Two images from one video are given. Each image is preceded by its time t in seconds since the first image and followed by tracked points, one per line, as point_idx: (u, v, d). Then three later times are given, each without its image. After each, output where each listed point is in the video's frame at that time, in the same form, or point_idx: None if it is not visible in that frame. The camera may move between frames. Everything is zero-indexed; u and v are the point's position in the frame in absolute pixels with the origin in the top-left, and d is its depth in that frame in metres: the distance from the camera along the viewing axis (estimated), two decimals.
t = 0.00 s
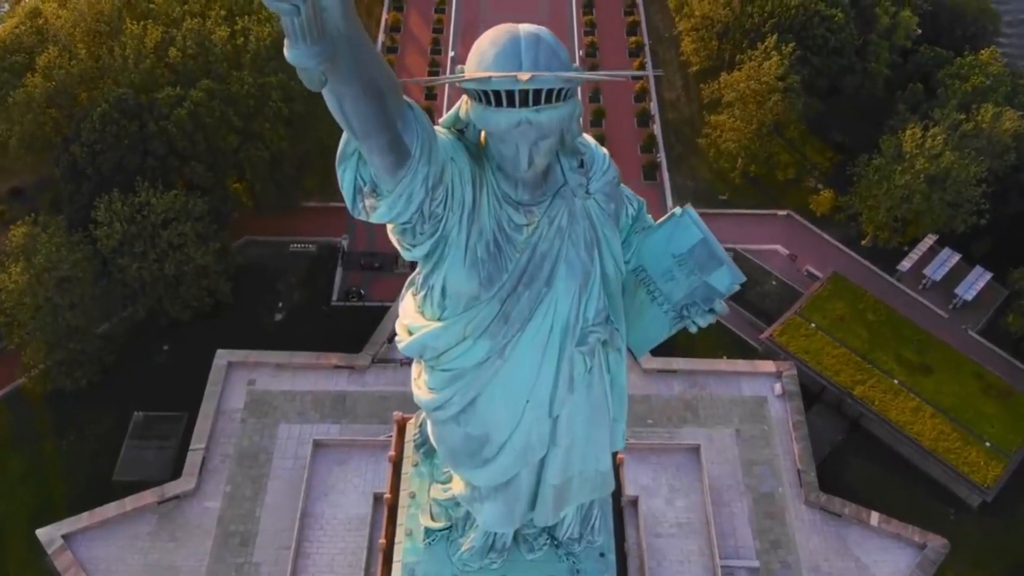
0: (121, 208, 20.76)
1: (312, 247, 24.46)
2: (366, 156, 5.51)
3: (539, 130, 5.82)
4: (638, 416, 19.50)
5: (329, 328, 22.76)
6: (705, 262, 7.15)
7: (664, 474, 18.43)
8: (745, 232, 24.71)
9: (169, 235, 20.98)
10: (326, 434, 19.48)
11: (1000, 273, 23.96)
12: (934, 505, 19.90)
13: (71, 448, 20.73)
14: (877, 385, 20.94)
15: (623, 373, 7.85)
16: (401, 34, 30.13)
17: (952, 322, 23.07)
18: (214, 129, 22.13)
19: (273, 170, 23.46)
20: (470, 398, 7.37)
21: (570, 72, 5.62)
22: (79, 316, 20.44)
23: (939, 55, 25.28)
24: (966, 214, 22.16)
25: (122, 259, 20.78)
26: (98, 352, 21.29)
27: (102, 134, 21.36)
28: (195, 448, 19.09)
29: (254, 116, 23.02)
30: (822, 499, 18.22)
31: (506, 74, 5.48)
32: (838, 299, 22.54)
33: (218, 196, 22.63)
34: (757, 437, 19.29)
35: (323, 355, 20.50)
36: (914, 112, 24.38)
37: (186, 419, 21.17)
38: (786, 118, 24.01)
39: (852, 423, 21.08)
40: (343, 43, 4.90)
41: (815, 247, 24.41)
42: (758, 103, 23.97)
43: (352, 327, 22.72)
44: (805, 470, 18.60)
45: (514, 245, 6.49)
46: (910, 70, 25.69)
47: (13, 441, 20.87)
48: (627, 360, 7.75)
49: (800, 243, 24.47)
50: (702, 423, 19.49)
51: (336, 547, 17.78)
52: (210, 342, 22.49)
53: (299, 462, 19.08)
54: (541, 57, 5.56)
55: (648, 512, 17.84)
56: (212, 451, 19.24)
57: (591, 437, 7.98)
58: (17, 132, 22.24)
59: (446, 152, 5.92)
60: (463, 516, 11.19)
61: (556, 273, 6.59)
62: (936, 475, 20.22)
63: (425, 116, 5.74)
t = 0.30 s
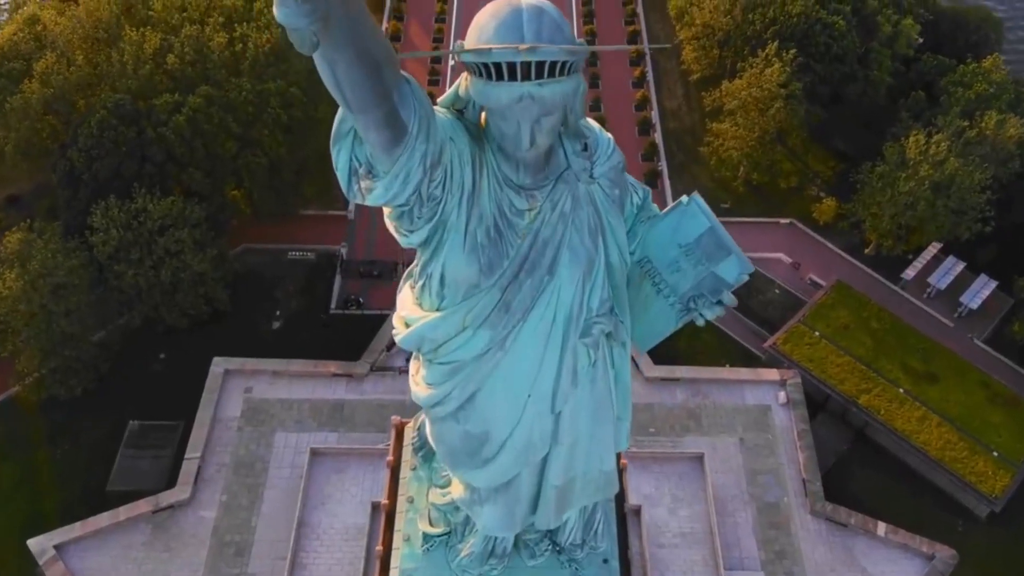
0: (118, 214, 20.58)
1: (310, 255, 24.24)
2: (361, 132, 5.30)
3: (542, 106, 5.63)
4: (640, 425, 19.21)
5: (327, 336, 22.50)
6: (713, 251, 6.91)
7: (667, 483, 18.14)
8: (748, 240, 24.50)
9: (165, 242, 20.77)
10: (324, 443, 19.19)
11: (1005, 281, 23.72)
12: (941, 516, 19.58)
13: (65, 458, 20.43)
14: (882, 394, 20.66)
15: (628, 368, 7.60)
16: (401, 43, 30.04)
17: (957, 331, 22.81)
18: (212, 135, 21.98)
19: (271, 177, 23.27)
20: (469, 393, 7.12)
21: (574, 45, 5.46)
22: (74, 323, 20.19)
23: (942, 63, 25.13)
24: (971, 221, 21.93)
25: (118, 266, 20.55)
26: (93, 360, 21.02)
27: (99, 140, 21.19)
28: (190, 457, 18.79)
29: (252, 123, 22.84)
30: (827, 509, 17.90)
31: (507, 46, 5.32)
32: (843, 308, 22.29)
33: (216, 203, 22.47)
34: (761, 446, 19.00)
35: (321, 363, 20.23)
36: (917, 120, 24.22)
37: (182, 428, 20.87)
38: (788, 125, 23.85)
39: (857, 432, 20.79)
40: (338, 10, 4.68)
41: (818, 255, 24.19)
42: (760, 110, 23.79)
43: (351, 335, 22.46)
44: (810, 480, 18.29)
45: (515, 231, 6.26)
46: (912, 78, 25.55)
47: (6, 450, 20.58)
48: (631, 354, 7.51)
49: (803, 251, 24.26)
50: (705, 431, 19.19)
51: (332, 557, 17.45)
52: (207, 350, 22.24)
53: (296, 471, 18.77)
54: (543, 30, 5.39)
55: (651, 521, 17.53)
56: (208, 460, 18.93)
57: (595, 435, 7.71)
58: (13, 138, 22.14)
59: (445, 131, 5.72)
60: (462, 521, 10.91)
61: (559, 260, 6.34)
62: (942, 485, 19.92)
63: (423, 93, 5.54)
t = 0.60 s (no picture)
0: (114, 220, 20.34)
1: (309, 264, 24.01)
2: (357, 106, 5.15)
3: (545, 78, 5.54)
4: (643, 435, 18.88)
5: (325, 345, 22.21)
6: (721, 240, 6.67)
7: (670, 493, 17.82)
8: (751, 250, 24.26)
9: (162, 249, 20.52)
10: (321, 452, 18.87)
11: (1011, 291, 23.46)
12: (948, 527, 19.23)
13: (58, 468, 20.10)
14: (888, 404, 20.33)
15: (633, 364, 7.35)
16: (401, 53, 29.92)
17: (963, 341, 22.53)
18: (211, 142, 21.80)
19: (270, 185, 23.08)
20: (469, 388, 6.87)
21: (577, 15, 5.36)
22: (68, 331, 19.91)
23: (945, 72, 24.98)
24: (976, 228, 21.68)
25: (114, 273, 20.30)
26: (88, 369, 20.74)
27: (97, 146, 21.01)
28: (185, 467, 18.46)
29: (251, 131, 22.67)
30: (834, 520, 17.56)
31: (509, 16, 5.23)
32: (847, 317, 22.02)
33: (214, 210, 22.28)
34: (766, 456, 18.67)
35: (319, 372, 19.94)
36: (921, 128, 24.05)
37: (177, 439, 20.55)
38: (791, 133, 23.69)
39: (863, 443, 20.48)
40: None
41: (821, 264, 23.94)
42: (763, 118, 23.55)
43: (349, 344, 22.17)
44: (816, 491, 17.96)
45: (517, 214, 6.10)
46: (914, 87, 25.43)
47: None
48: (636, 348, 7.26)
49: (807, 260, 24.02)
50: (709, 441, 18.86)
51: (329, 569, 17.09)
52: (203, 359, 21.96)
53: (292, 481, 18.44)
54: None
55: (654, 533, 17.20)
56: (203, 471, 18.60)
57: (599, 434, 7.43)
58: (10, 146, 21.96)
59: (444, 108, 5.58)
60: (462, 527, 10.59)
61: (563, 247, 6.17)
62: (950, 496, 19.59)
63: (422, 68, 5.41)
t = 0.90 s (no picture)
0: (111, 241, 20.14)
1: (307, 286, 23.78)
2: (352, 89, 5.01)
3: (549, 62, 5.43)
4: (646, 458, 18.51)
5: (323, 368, 21.91)
6: (731, 238, 6.46)
7: (674, 518, 17.44)
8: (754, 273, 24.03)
9: (158, 270, 20.31)
10: (318, 476, 18.50)
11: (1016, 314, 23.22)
12: (958, 553, 18.86)
13: (49, 492, 19.70)
14: (895, 428, 19.97)
15: (639, 370, 7.11)
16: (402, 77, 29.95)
17: (970, 364, 22.23)
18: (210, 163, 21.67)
19: (269, 206, 22.92)
20: (468, 393, 6.60)
21: None
22: (62, 352, 19.62)
23: (946, 95, 24.96)
24: (981, 250, 21.49)
25: (110, 294, 20.07)
26: (82, 392, 20.43)
27: (95, 166, 20.86)
28: (178, 491, 18.07)
29: (251, 152, 22.54)
30: (842, 547, 17.14)
31: None
32: (852, 340, 21.75)
33: (212, 231, 22.11)
34: (772, 480, 18.29)
35: (316, 395, 19.63)
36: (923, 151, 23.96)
37: (171, 463, 20.19)
38: (793, 156, 23.58)
39: (870, 468, 20.12)
40: None
41: (825, 287, 23.70)
42: (765, 141, 23.44)
43: (347, 366, 21.87)
44: (824, 516, 17.56)
45: (518, 208, 5.97)
46: (916, 111, 25.42)
47: None
48: (642, 353, 7.03)
49: (810, 283, 23.79)
50: (713, 466, 18.49)
51: None
52: (199, 382, 21.66)
53: (288, 505, 18.04)
54: None
55: (659, 558, 16.78)
56: (197, 495, 18.21)
57: (604, 443, 7.15)
58: (7, 167, 21.82)
59: (444, 95, 5.46)
60: (461, 546, 10.20)
61: (566, 241, 6.02)
62: (960, 522, 19.19)
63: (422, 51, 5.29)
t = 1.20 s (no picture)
0: (107, 261, 19.90)
1: (305, 308, 23.52)
2: (346, 66, 4.96)
3: (552, 39, 5.37)
4: (650, 483, 18.10)
5: (321, 390, 21.58)
6: (741, 234, 6.21)
7: (678, 544, 17.05)
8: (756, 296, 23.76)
9: (154, 290, 20.08)
10: (313, 500, 18.10)
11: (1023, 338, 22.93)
12: None
13: (38, 518, 19.27)
14: (903, 453, 19.57)
15: (644, 375, 6.85)
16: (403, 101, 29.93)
17: (977, 388, 21.90)
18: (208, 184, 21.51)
19: (267, 228, 22.73)
20: (467, 395, 6.35)
21: None
22: (55, 374, 19.29)
23: (948, 118, 24.89)
24: (987, 272, 21.27)
25: (105, 315, 19.82)
26: (75, 415, 20.09)
27: (92, 187, 20.70)
28: (170, 515, 17.65)
29: (250, 173, 22.41)
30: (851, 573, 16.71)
31: None
32: (857, 363, 21.44)
33: (209, 252, 21.91)
34: (778, 505, 17.88)
35: (313, 417, 19.29)
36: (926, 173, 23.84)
37: (164, 487, 19.81)
38: (796, 178, 23.49)
39: (877, 493, 19.75)
40: None
41: (829, 310, 23.44)
42: (767, 162, 23.31)
43: (345, 389, 21.53)
44: (832, 541, 17.15)
45: (520, 197, 5.85)
46: (918, 133, 25.33)
47: None
48: (647, 356, 6.76)
49: (814, 306, 23.53)
50: (718, 490, 18.08)
51: None
52: (194, 405, 21.32)
53: (282, 530, 17.62)
54: None
55: None
56: (189, 520, 17.78)
57: (609, 452, 6.83)
58: (4, 187, 21.66)
59: (443, 77, 5.40)
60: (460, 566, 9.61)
61: (570, 234, 5.85)
62: (971, 548, 18.78)
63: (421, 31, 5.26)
